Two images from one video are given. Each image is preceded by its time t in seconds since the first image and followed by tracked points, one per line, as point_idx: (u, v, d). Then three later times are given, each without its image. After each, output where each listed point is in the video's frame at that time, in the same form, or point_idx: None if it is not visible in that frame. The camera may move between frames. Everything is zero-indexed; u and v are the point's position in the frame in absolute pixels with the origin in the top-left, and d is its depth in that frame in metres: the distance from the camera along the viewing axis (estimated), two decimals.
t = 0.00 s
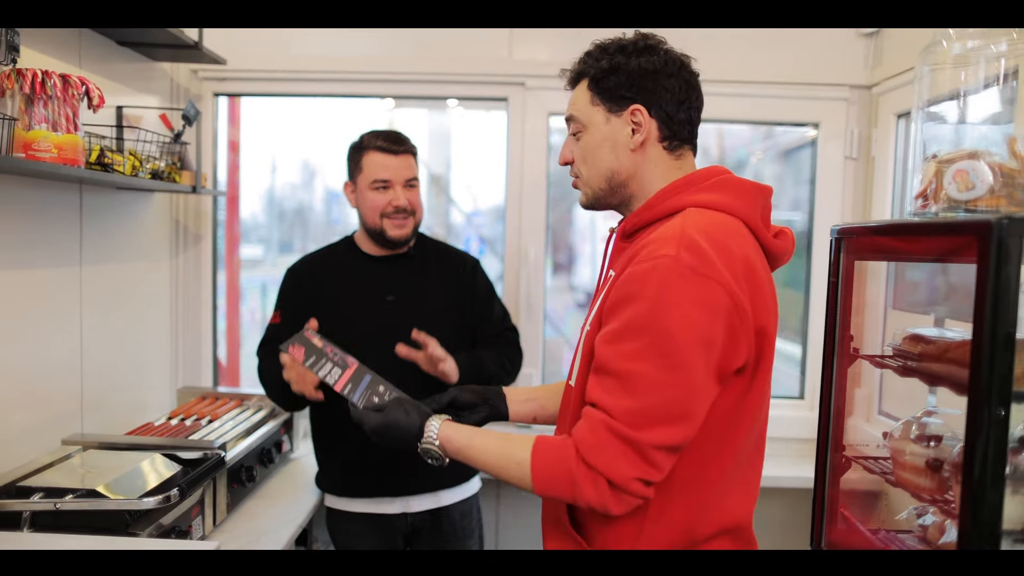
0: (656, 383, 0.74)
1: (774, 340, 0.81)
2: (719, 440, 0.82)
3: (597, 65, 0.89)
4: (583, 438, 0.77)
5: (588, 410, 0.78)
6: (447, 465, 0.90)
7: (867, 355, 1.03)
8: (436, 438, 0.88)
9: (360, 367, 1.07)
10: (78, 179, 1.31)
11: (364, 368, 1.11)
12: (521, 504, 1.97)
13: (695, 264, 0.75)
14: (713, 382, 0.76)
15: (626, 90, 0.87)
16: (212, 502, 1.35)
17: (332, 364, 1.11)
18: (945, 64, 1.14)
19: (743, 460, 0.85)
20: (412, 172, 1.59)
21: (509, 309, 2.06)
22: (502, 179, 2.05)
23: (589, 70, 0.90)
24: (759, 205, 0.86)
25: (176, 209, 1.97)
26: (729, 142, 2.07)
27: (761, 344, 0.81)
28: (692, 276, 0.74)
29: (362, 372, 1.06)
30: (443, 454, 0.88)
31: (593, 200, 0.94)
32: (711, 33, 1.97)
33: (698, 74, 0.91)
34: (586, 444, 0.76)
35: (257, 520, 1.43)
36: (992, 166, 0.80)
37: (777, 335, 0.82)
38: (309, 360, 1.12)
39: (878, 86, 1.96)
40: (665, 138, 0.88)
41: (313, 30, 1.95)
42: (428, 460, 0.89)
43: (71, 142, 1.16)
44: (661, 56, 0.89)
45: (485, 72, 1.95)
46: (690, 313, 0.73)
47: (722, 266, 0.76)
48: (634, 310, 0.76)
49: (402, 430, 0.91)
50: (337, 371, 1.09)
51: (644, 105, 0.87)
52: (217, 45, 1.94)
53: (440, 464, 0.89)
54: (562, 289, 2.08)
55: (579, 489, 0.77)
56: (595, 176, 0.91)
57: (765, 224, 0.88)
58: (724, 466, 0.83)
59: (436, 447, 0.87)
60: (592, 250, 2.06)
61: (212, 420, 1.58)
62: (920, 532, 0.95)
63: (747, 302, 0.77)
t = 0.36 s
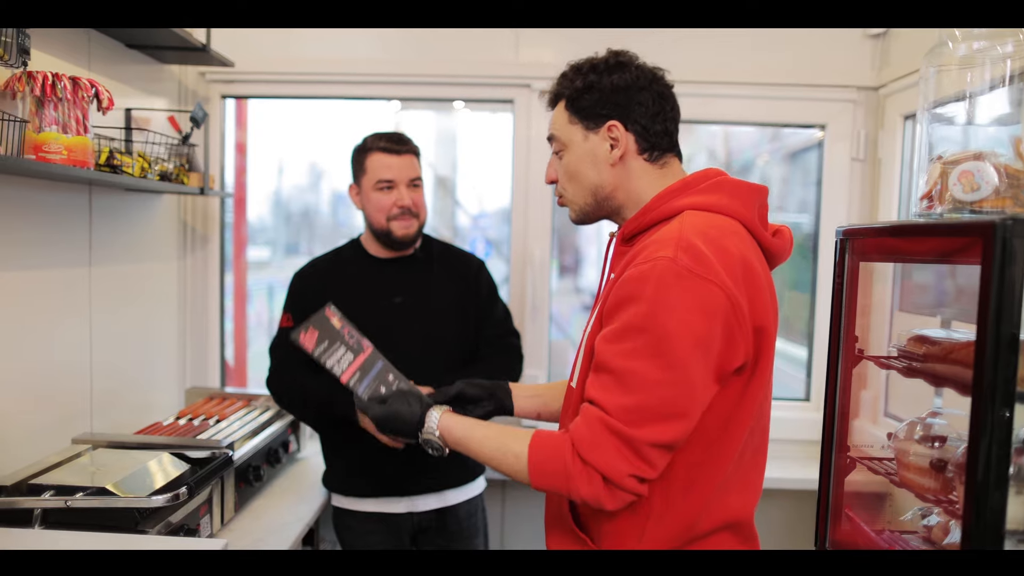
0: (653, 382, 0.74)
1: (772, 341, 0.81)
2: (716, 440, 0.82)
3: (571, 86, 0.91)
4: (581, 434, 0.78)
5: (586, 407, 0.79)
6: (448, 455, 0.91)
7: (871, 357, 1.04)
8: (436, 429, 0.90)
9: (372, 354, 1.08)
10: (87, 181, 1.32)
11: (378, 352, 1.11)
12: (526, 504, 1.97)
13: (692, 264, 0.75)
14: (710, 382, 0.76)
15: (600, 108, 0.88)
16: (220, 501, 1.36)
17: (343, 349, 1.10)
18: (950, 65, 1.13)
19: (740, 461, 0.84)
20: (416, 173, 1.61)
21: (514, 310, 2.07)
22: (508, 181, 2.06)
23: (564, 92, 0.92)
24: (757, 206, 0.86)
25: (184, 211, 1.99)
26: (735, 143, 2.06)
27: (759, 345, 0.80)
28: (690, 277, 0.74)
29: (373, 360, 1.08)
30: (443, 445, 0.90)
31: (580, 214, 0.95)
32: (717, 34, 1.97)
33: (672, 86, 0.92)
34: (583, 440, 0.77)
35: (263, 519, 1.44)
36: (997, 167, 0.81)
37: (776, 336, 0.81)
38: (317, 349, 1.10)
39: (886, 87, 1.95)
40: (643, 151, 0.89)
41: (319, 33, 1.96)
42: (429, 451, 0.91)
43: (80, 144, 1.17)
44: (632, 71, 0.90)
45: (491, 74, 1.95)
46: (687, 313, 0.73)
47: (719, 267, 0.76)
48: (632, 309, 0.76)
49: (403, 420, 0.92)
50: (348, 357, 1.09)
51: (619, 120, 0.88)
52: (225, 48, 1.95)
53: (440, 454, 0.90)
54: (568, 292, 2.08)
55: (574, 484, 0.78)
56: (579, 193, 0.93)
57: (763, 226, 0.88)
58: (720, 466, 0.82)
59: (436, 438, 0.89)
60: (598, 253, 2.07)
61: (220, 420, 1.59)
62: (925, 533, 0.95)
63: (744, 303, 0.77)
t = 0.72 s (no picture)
0: (654, 390, 0.74)
1: (769, 338, 0.81)
2: (719, 438, 0.82)
3: (572, 85, 0.92)
4: (589, 451, 0.78)
5: (593, 424, 0.79)
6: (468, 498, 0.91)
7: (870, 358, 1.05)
8: (451, 476, 0.90)
9: (372, 423, 1.09)
10: (93, 182, 1.33)
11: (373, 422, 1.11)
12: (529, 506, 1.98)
13: (685, 271, 0.75)
14: (711, 383, 0.76)
15: (601, 105, 0.89)
16: (224, 501, 1.37)
17: (342, 426, 1.07)
18: (950, 68, 1.12)
19: (744, 455, 0.85)
20: (415, 172, 1.60)
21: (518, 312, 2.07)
22: (512, 183, 2.06)
23: (565, 92, 0.93)
24: (747, 206, 0.86)
25: (189, 212, 2.00)
26: (741, 144, 2.08)
27: (755, 345, 0.80)
28: (683, 283, 0.75)
29: (375, 427, 1.09)
30: (461, 489, 0.90)
31: (584, 213, 0.96)
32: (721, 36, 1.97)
33: (671, 83, 0.92)
34: (593, 458, 0.77)
35: (268, 519, 1.44)
36: (994, 170, 0.81)
37: (773, 334, 0.82)
38: (318, 429, 1.04)
39: (888, 89, 1.95)
40: (643, 148, 0.89)
41: (324, 35, 1.97)
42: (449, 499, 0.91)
43: (86, 147, 1.18)
44: (632, 69, 0.90)
45: (494, 77, 1.96)
46: (680, 319, 0.74)
47: (712, 272, 0.77)
48: (626, 321, 0.77)
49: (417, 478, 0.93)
50: (350, 432, 1.06)
51: (619, 117, 0.88)
52: (230, 50, 1.96)
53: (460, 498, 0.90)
54: (573, 293, 2.10)
55: (592, 503, 0.78)
56: (581, 190, 0.93)
57: (755, 224, 0.88)
58: (727, 464, 0.83)
59: (452, 485, 0.90)
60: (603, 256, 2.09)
61: (224, 420, 1.60)
62: (925, 533, 0.95)
63: (739, 306, 0.77)
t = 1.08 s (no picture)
0: (640, 388, 0.75)
1: (759, 343, 0.81)
2: (706, 440, 0.82)
3: (586, 73, 0.93)
4: (573, 441, 0.78)
5: (579, 415, 0.80)
6: (452, 451, 0.93)
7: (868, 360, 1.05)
8: (439, 427, 0.92)
9: (377, 354, 1.11)
10: (98, 184, 1.34)
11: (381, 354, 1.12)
12: (531, 506, 1.98)
13: (674, 270, 0.76)
14: (697, 385, 0.76)
15: (605, 99, 0.90)
16: (227, 499, 1.38)
17: (347, 353, 1.13)
18: (947, 70, 1.13)
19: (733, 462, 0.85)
20: (427, 172, 1.60)
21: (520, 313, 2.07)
22: (515, 185, 2.07)
23: (580, 77, 0.94)
24: (745, 210, 0.87)
25: (193, 214, 2.01)
26: (746, 146, 2.08)
27: (744, 348, 0.81)
28: (672, 283, 0.75)
29: (378, 361, 1.10)
30: (446, 442, 0.92)
31: (583, 202, 0.98)
32: (724, 38, 1.97)
33: (685, 85, 0.90)
34: (576, 447, 0.78)
35: (271, 518, 1.46)
36: (991, 172, 0.81)
37: (763, 338, 0.82)
38: (324, 350, 1.15)
39: (890, 91, 1.95)
40: (641, 148, 0.90)
41: (327, 37, 1.98)
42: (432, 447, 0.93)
43: (91, 148, 1.19)
44: (645, 66, 0.89)
45: (497, 78, 1.97)
46: (669, 318, 0.74)
47: (703, 273, 0.77)
48: (617, 317, 0.77)
49: (407, 418, 0.93)
50: (353, 359, 1.12)
51: (619, 115, 0.89)
52: (235, 53, 1.98)
53: (445, 450, 0.92)
54: (575, 295, 2.10)
55: (568, 490, 0.79)
56: (579, 179, 0.96)
57: (754, 229, 0.88)
58: (713, 468, 0.83)
59: (439, 436, 0.92)
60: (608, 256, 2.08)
61: (228, 420, 1.61)
62: (922, 534, 0.96)
63: (729, 308, 0.77)
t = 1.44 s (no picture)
0: (629, 393, 0.75)
1: (748, 341, 0.81)
2: (701, 441, 0.83)
3: (568, 91, 0.96)
4: (571, 453, 0.79)
5: (575, 426, 0.80)
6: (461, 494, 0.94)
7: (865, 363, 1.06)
8: (444, 472, 0.92)
9: (382, 417, 1.16)
10: (102, 187, 1.35)
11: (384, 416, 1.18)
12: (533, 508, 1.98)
13: (660, 274, 0.77)
14: (688, 386, 0.77)
15: (585, 114, 0.92)
16: (229, 501, 1.38)
17: (350, 423, 1.13)
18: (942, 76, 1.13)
19: (729, 459, 0.85)
20: (456, 177, 1.61)
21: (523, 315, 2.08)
22: (517, 188, 2.08)
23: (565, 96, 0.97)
24: (735, 210, 0.87)
25: (197, 217, 2.03)
26: (751, 148, 2.07)
27: (735, 348, 0.81)
28: (658, 287, 0.76)
29: (382, 423, 1.15)
30: (454, 486, 0.92)
31: (582, 216, 1.00)
32: (727, 40, 1.98)
33: (661, 88, 0.90)
34: (575, 459, 0.79)
35: (273, 518, 1.46)
36: (986, 175, 0.82)
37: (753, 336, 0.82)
38: (324, 428, 1.09)
39: (892, 94, 1.96)
40: (625, 155, 0.90)
41: (331, 41, 1.99)
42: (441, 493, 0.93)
43: (95, 153, 1.21)
44: (619, 75, 0.90)
45: (499, 81, 1.98)
46: (655, 322, 0.75)
47: (689, 276, 0.78)
48: (603, 324, 0.78)
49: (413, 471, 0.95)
50: (357, 427, 1.12)
51: (599, 126, 0.91)
52: (239, 57, 1.99)
53: (453, 494, 0.93)
54: (579, 297, 2.10)
55: (573, 504, 0.79)
56: (574, 194, 0.98)
57: (746, 229, 0.88)
58: (711, 466, 0.83)
59: (446, 481, 0.92)
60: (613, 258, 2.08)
61: (231, 422, 1.62)
62: (919, 537, 0.96)
63: (716, 309, 0.77)
